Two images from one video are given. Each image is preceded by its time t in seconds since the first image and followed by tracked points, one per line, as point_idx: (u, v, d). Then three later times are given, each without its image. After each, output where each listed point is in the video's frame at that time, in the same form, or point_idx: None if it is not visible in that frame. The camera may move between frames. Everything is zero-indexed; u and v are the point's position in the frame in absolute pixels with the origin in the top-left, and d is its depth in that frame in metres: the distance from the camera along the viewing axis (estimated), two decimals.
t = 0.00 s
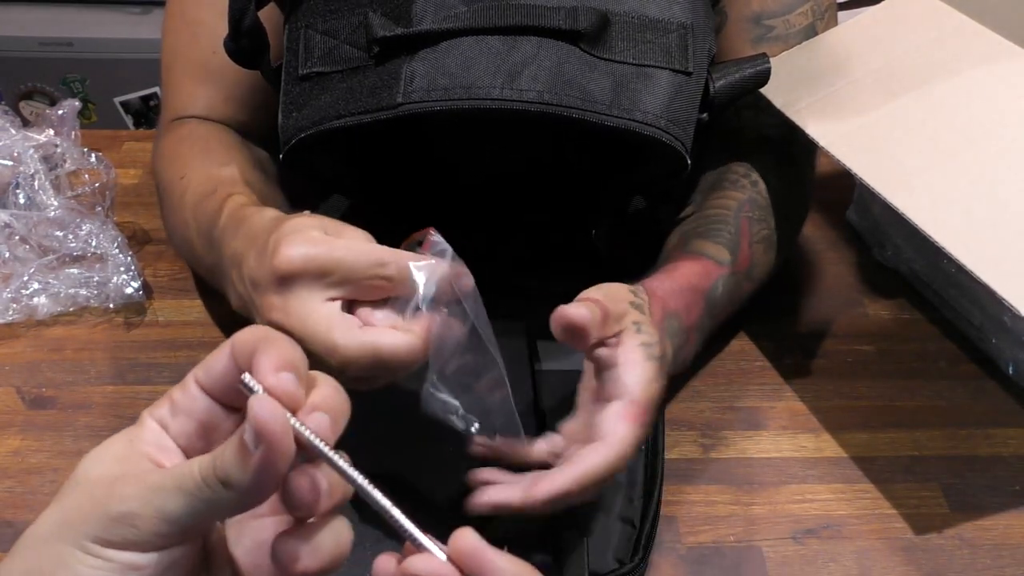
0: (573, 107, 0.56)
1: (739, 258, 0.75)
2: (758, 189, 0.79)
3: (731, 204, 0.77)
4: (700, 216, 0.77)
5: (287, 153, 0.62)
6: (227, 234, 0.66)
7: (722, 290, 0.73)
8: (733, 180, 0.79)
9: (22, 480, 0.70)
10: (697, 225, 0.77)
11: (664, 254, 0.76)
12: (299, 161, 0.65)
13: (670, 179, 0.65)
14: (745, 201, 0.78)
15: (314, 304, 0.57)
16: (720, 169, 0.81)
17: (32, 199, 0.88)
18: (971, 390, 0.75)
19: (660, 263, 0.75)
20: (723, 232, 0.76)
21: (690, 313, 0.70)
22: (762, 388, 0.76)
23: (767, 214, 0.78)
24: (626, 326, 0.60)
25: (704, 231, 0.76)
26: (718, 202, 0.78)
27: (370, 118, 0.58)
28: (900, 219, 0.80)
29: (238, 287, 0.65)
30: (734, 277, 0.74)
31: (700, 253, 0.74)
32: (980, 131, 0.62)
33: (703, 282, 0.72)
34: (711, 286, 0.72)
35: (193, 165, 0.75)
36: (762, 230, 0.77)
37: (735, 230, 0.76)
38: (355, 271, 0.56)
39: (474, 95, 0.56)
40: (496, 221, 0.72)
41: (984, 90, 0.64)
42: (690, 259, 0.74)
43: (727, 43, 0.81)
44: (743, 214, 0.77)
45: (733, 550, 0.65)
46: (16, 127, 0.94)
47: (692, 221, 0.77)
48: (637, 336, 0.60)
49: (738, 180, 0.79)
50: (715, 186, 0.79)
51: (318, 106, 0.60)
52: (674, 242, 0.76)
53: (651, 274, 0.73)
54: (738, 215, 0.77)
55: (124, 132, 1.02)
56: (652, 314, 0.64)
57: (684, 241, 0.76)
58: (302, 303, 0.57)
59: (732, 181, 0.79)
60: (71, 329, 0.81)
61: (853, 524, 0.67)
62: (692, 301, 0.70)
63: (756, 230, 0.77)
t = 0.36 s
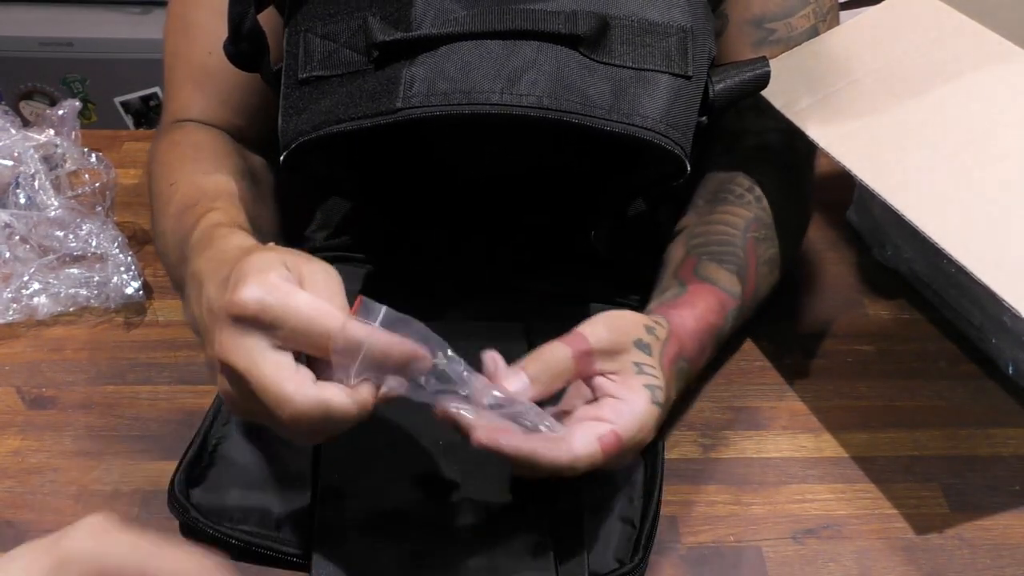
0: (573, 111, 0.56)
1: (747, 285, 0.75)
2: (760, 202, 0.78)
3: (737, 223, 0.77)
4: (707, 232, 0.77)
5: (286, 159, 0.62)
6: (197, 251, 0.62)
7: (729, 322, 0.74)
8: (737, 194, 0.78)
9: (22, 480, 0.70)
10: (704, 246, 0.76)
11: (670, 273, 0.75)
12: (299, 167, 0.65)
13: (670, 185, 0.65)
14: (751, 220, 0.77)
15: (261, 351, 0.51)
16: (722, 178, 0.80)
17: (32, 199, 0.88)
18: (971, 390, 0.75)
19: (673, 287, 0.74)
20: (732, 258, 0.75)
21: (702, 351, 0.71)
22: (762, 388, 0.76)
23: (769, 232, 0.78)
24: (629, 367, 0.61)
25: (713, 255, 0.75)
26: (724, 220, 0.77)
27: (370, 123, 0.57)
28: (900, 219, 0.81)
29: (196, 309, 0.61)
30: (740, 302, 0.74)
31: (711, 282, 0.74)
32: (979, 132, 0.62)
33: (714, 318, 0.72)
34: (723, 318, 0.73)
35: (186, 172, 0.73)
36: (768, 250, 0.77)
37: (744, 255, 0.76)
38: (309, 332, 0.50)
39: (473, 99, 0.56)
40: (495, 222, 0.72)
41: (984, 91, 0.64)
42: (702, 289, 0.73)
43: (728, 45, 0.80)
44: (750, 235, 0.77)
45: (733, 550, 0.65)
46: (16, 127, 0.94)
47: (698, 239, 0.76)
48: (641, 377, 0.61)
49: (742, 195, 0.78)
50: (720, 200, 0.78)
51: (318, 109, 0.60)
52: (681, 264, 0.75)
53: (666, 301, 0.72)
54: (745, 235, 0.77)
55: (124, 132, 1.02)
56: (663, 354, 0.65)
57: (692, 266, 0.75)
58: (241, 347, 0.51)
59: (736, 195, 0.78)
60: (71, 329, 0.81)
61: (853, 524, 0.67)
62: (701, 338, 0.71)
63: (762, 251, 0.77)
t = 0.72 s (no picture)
0: (572, 111, 0.56)
1: (767, 284, 0.75)
2: (764, 204, 0.78)
3: (750, 221, 0.77)
4: (720, 231, 0.76)
5: (286, 159, 0.62)
6: (182, 268, 0.61)
7: (755, 320, 0.74)
8: (744, 194, 0.78)
9: (22, 480, 0.70)
10: (719, 248, 0.76)
11: (688, 276, 0.75)
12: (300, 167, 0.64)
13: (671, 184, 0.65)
14: (763, 219, 0.77)
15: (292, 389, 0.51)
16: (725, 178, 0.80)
17: (32, 199, 0.88)
18: (971, 390, 0.75)
19: (693, 289, 0.73)
20: (750, 258, 0.75)
21: (730, 353, 0.70)
22: (762, 388, 0.76)
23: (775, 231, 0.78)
24: (648, 361, 0.59)
25: (728, 255, 0.75)
26: (734, 219, 0.77)
27: (370, 123, 0.57)
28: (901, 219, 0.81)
29: (182, 330, 0.60)
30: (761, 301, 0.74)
31: (731, 283, 0.74)
32: (980, 132, 0.61)
33: (739, 319, 0.72)
34: (749, 318, 0.73)
35: (177, 176, 0.72)
36: (782, 249, 0.77)
37: (761, 254, 0.76)
38: (334, 371, 0.50)
39: (472, 99, 0.56)
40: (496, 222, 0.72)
41: (985, 91, 0.64)
42: (724, 290, 0.73)
43: (728, 46, 0.81)
44: (765, 234, 0.77)
45: (733, 550, 0.65)
46: (16, 126, 0.94)
47: (712, 240, 0.76)
48: (664, 371, 0.59)
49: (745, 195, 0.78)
50: (728, 199, 0.78)
51: (317, 109, 0.60)
52: (698, 266, 0.75)
53: (689, 304, 0.71)
54: (760, 235, 0.77)
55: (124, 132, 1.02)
56: (683, 347, 0.64)
57: (710, 268, 0.75)
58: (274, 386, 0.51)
59: (740, 194, 0.78)
60: (71, 329, 0.81)
61: (853, 524, 0.67)
62: (728, 342, 0.71)
63: (778, 250, 0.77)
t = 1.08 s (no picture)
0: (572, 111, 0.56)
1: (743, 286, 0.75)
2: (759, 203, 0.78)
3: (734, 222, 0.77)
4: (703, 231, 0.76)
5: (286, 160, 0.62)
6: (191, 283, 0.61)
7: (727, 321, 0.73)
8: (736, 194, 0.78)
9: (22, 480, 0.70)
10: (698, 246, 0.75)
11: (666, 275, 0.75)
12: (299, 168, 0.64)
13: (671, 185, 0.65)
14: (748, 220, 0.77)
15: (291, 392, 0.51)
16: (721, 179, 0.80)
17: (32, 199, 0.88)
18: (971, 390, 0.75)
19: (666, 288, 0.73)
20: (726, 258, 0.75)
21: (696, 351, 0.69)
22: (762, 388, 0.76)
23: (766, 231, 0.78)
24: (621, 380, 0.59)
25: (707, 254, 0.75)
26: (718, 219, 0.77)
27: (370, 124, 0.57)
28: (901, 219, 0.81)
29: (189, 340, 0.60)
30: (737, 303, 0.74)
31: (705, 282, 0.73)
32: (979, 132, 0.61)
33: (708, 317, 0.71)
34: (719, 318, 0.72)
35: (180, 183, 0.72)
36: (765, 250, 0.77)
37: (739, 255, 0.75)
38: (335, 375, 0.50)
39: (471, 100, 0.56)
40: (495, 223, 0.72)
41: (985, 91, 0.64)
42: (696, 290, 0.73)
43: (728, 45, 0.80)
44: (746, 234, 0.77)
45: (733, 550, 0.65)
46: (16, 127, 0.94)
47: (694, 239, 0.76)
48: (640, 391, 0.59)
49: (739, 195, 0.78)
50: (718, 199, 0.78)
51: (317, 109, 0.60)
52: (675, 265, 0.75)
53: (659, 303, 0.71)
54: (741, 234, 0.76)
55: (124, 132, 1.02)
56: (654, 360, 0.63)
57: (686, 267, 0.74)
58: (273, 394, 0.51)
59: (734, 194, 0.78)
60: (71, 329, 0.81)
61: (853, 524, 0.66)
62: (699, 341, 0.70)
63: (760, 251, 0.77)
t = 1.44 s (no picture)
0: (572, 111, 0.56)
1: (732, 281, 0.74)
2: (754, 202, 0.78)
3: (725, 219, 0.77)
4: (694, 230, 0.76)
5: (286, 160, 0.62)
6: (195, 285, 0.62)
7: (716, 316, 0.73)
8: (730, 193, 0.78)
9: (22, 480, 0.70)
10: (687, 245, 0.75)
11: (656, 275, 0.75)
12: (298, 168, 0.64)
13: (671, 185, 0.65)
14: (739, 218, 0.77)
15: (305, 394, 0.51)
16: (717, 179, 0.80)
17: (32, 199, 0.88)
18: (971, 390, 0.75)
19: (654, 288, 0.73)
20: (715, 254, 0.75)
21: (683, 342, 0.69)
22: (762, 388, 0.76)
23: (759, 229, 0.78)
24: (610, 366, 0.59)
25: (696, 251, 0.75)
26: (709, 217, 0.77)
27: (370, 123, 0.57)
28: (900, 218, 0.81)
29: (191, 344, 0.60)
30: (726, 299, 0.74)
31: (692, 278, 0.73)
32: (979, 132, 0.61)
33: (696, 310, 0.71)
34: (706, 312, 0.72)
35: (180, 186, 0.72)
36: (756, 247, 0.77)
37: (728, 252, 0.75)
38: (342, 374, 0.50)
39: (471, 100, 0.56)
40: (494, 223, 0.72)
41: (984, 91, 0.64)
42: (682, 285, 0.73)
43: (727, 45, 0.80)
44: (737, 231, 0.77)
45: (733, 550, 0.65)
46: (16, 126, 0.94)
47: (685, 238, 0.76)
48: (630, 374, 0.59)
49: (735, 194, 0.78)
50: (712, 199, 0.78)
51: (317, 109, 0.60)
52: (664, 264, 0.75)
53: (646, 300, 0.71)
54: (731, 232, 0.76)
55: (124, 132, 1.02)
56: (642, 346, 0.63)
57: (675, 265, 0.74)
58: (287, 396, 0.51)
59: (729, 194, 0.78)
60: (71, 329, 0.81)
61: (853, 524, 0.66)
62: (687, 331, 0.70)
63: (751, 248, 0.77)
